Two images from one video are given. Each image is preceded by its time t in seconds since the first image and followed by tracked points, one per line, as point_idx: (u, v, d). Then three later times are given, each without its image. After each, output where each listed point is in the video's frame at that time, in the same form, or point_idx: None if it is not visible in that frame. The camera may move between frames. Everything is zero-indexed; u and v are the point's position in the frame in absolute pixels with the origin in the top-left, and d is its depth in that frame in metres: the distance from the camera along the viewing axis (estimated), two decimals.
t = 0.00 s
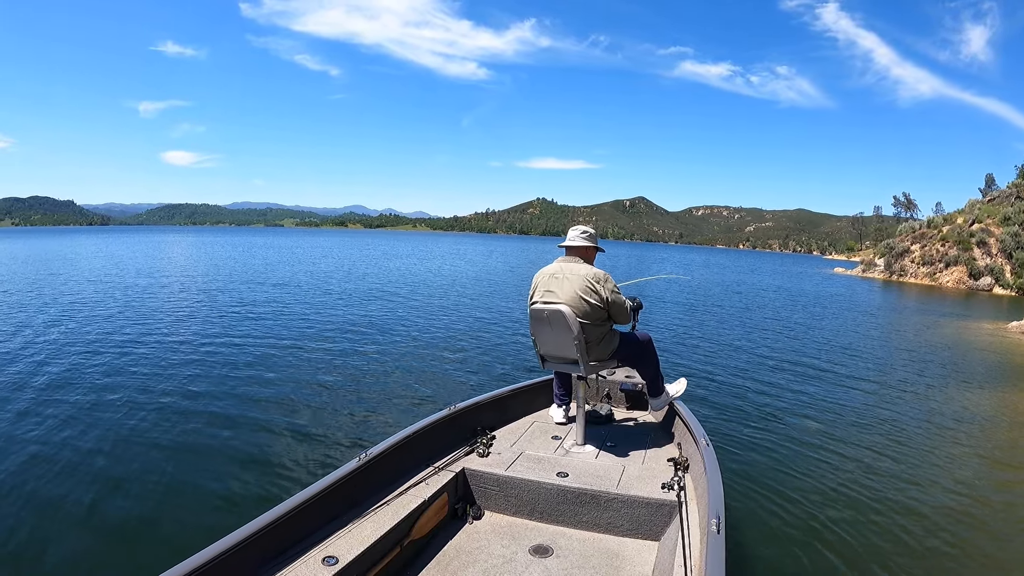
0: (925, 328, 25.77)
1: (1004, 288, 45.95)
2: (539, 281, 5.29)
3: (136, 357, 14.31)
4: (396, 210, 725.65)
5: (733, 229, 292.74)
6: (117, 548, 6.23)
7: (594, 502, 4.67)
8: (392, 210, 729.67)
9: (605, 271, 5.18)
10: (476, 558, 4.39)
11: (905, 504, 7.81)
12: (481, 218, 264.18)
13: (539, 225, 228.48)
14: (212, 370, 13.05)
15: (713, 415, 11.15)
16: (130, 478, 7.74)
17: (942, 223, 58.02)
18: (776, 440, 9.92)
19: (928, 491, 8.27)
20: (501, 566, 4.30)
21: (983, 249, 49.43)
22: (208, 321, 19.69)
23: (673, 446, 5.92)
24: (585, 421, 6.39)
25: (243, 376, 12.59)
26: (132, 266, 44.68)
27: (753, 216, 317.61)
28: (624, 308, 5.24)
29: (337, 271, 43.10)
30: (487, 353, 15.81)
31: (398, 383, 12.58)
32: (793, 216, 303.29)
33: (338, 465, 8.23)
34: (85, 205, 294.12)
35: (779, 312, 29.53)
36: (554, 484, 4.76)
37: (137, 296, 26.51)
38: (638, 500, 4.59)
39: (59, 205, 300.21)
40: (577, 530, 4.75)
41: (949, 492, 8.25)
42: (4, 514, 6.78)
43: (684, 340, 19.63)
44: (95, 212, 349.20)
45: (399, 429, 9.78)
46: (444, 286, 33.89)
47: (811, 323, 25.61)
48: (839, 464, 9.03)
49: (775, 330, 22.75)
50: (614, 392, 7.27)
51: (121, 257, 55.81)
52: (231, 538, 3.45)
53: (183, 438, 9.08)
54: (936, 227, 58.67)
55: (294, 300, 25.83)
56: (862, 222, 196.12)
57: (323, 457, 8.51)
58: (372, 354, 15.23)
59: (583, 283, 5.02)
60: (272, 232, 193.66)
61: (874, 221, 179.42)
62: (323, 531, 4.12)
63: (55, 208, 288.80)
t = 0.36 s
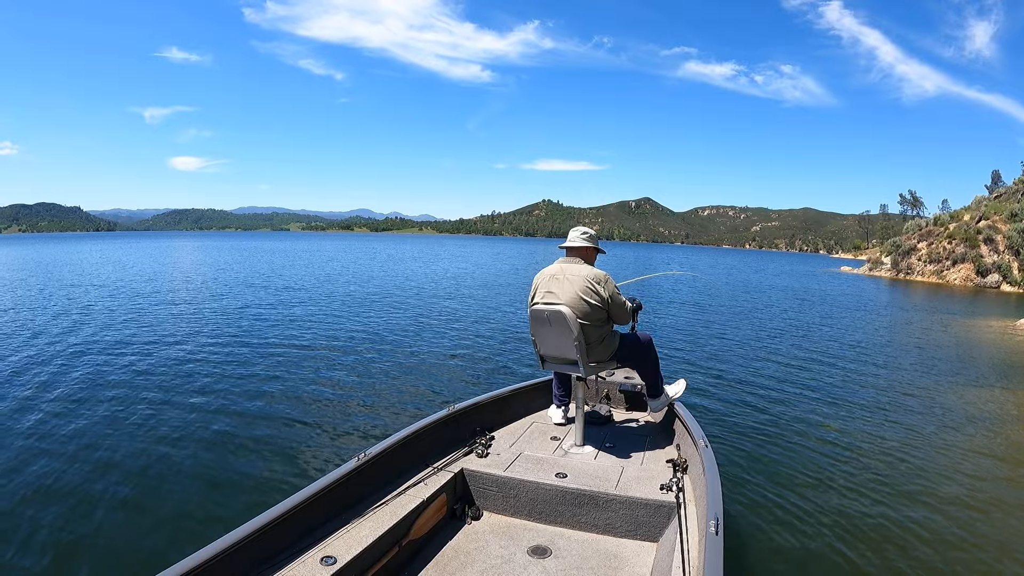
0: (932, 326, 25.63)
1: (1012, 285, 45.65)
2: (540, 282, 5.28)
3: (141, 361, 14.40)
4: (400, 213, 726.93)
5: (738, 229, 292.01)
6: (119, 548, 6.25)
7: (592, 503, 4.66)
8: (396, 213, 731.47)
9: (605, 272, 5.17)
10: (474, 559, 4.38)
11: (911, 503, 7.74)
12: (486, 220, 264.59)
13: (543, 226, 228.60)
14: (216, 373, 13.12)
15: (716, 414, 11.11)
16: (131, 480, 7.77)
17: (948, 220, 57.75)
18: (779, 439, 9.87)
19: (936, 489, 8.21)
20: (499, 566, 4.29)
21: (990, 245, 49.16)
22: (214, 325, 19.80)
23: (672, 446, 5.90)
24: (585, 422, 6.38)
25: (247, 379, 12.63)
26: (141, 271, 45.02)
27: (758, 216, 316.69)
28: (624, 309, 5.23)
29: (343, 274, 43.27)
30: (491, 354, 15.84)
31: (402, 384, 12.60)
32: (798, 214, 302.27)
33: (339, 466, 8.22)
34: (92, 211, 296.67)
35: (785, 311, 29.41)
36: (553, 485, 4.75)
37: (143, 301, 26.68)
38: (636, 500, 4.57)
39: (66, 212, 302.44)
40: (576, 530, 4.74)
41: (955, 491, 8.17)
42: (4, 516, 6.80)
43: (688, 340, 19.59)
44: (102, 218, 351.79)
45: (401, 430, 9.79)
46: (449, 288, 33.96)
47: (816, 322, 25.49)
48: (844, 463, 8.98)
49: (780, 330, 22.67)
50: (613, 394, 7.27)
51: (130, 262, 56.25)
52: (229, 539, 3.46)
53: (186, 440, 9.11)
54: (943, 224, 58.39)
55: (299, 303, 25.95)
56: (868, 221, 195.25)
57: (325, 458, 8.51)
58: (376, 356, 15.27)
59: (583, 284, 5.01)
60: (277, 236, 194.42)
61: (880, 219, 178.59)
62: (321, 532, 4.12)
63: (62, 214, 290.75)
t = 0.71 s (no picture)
0: (938, 327, 25.49)
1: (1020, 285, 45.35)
2: (544, 282, 5.28)
3: (147, 361, 14.47)
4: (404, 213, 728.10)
5: (743, 229, 291.19)
6: (122, 550, 6.27)
7: (594, 504, 4.65)
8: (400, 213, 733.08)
9: (608, 273, 5.16)
10: (476, 560, 4.38)
11: (917, 505, 7.69)
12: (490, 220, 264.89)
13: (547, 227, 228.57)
14: (221, 373, 13.18)
15: (720, 415, 11.10)
16: (135, 481, 7.79)
17: (955, 220, 57.44)
18: (785, 441, 9.83)
19: (942, 490, 8.17)
20: (502, 568, 4.29)
21: (997, 245, 48.88)
22: (220, 325, 19.91)
23: (673, 447, 5.90)
24: (587, 423, 6.38)
25: (251, 379, 12.69)
26: (148, 271, 45.32)
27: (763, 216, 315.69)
28: (627, 312, 5.22)
29: (349, 274, 43.42)
30: (494, 354, 15.86)
31: (405, 384, 12.63)
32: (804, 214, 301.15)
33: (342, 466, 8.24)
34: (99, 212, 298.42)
35: (790, 311, 29.29)
36: (556, 486, 4.75)
37: (148, 301, 26.83)
38: (638, 501, 4.58)
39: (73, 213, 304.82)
40: (578, 531, 4.74)
41: (962, 493, 8.11)
42: (8, 516, 6.83)
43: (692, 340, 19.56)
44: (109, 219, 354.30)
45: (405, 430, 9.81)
46: (454, 288, 34.03)
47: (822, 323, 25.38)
48: (849, 464, 8.95)
49: (785, 330, 22.59)
50: (615, 394, 7.26)
51: (139, 263, 56.65)
52: (232, 541, 3.46)
53: (191, 440, 9.15)
54: (950, 224, 58.09)
55: (305, 303, 26.06)
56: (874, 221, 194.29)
57: (329, 458, 8.55)
58: (380, 356, 15.32)
59: (586, 285, 5.01)
60: (282, 236, 194.98)
61: (886, 219, 177.66)
62: (323, 534, 4.12)
63: (70, 215, 293.02)
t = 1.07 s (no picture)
0: (941, 332, 25.39)
1: None
2: (544, 282, 5.30)
3: (150, 356, 14.52)
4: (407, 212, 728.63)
5: (747, 231, 290.52)
6: (121, 545, 6.27)
7: (594, 504, 4.67)
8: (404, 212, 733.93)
9: (609, 274, 5.18)
10: (477, 560, 4.40)
11: (919, 510, 7.67)
12: (494, 220, 265.02)
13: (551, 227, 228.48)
14: (224, 369, 13.22)
15: (722, 418, 11.09)
16: (134, 476, 7.80)
17: (961, 225, 57.23)
18: (787, 445, 9.80)
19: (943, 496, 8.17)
20: (502, 568, 4.31)
21: (1001, 251, 48.62)
22: (223, 321, 19.96)
23: (674, 447, 5.91)
24: (587, 423, 6.38)
25: (254, 375, 12.72)
26: (152, 267, 45.47)
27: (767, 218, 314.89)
28: (627, 312, 5.23)
29: (353, 273, 43.48)
30: (497, 354, 15.87)
31: (408, 382, 12.65)
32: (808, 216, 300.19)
33: (343, 464, 8.26)
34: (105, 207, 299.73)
35: (794, 314, 29.21)
36: (556, 487, 4.76)
37: (151, 296, 26.89)
38: (639, 501, 4.59)
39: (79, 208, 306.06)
40: (579, 532, 4.75)
41: (965, 499, 8.09)
42: (7, 510, 6.84)
43: (695, 342, 19.52)
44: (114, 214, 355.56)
45: (406, 428, 9.83)
46: (457, 288, 34.05)
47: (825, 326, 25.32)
48: (852, 469, 8.93)
49: (788, 334, 22.55)
50: (616, 394, 7.27)
51: (143, 258, 56.80)
52: (233, 541, 3.48)
53: (193, 436, 9.18)
54: (955, 228, 57.82)
55: (308, 300, 26.10)
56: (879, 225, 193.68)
57: (330, 455, 8.58)
58: (382, 354, 15.35)
59: (587, 286, 5.02)
60: (285, 234, 195.37)
61: (892, 223, 177.05)
62: (324, 534, 4.14)
63: (75, 210, 294.34)
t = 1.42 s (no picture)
0: (945, 335, 25.32)
1: None
2: (544, 282, 5.30)
3: (153, 355, 14.56)
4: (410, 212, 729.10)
5: (750, 232, 290.00)
6: (121, 544, 6.28)
7: (594, 504, 4.67)
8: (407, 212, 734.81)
9: (608, 274, 5.18)
10: (477, 560, 4.40)
11: (922, 514, 7.65)
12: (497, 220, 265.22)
13: (554, 228, 228.44)
14: (226, 368, 13.26)
15: (723, 419, 11.07)
16: (134, 475, 7.80)
17: (965, 227, 57.03)
18: (788, 447, 9.79)
19: (945, 499, 8.15)
20: (502, 568, 4.31)
21: (1006, 254, 48.43)
22: (226, 320, 20.00)
23: (674, 448, 5.91)
24: (587, 424, 6.39)
25: (256, 374, 12.75)
26: (156, 266, 45.62)
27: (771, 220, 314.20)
28: (626, 312, 5.23)
29: (356, 272, 43.56)
30: (498, 354, 15.88)
31: (409, 381, 12.66)
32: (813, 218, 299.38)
33: (344, 463, 8.28)
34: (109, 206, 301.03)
35: (797, 316, 29.18)
36: (556, 487, 4.76)
37: (154, 295, 26.95)
38: (639, 501, 4.59)
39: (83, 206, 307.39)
40: (579, 532, 4.75)
41: (967, 503, 8.06)
42: (7, 509, 6.85)
43: (697, 344, 19.51)
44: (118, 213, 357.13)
45: (407, 427, 9.84)
46: (460, 288, 34.09)
47: (829, 328, 25.29)
48: (853, 471, 8.92)
49: (791, 335, 22.52)
50: (616, 394, 7.27)
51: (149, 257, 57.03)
52: (233, 540, 3.49)
53: (194, 434, 9.20)
54: (959, 231, 57.65)
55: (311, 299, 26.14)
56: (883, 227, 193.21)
57: (331, 454, 8.60)
58: (384, 353, 15.37)
59: (586, 286, 5.03)
60: (289, 233, 195.89)
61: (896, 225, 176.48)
62: (324, 534, 4.15)
63: (80, 208, 295.39)
